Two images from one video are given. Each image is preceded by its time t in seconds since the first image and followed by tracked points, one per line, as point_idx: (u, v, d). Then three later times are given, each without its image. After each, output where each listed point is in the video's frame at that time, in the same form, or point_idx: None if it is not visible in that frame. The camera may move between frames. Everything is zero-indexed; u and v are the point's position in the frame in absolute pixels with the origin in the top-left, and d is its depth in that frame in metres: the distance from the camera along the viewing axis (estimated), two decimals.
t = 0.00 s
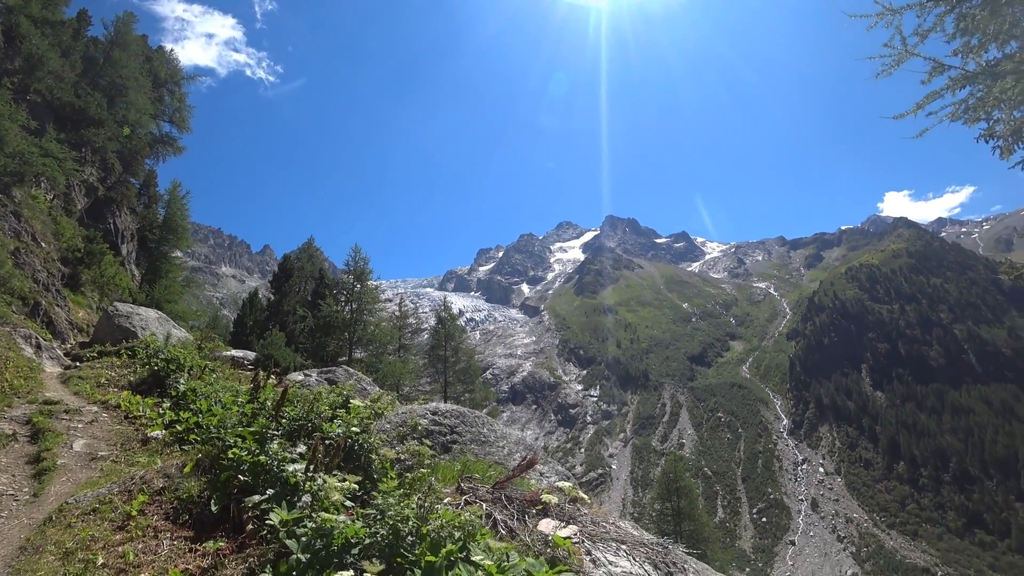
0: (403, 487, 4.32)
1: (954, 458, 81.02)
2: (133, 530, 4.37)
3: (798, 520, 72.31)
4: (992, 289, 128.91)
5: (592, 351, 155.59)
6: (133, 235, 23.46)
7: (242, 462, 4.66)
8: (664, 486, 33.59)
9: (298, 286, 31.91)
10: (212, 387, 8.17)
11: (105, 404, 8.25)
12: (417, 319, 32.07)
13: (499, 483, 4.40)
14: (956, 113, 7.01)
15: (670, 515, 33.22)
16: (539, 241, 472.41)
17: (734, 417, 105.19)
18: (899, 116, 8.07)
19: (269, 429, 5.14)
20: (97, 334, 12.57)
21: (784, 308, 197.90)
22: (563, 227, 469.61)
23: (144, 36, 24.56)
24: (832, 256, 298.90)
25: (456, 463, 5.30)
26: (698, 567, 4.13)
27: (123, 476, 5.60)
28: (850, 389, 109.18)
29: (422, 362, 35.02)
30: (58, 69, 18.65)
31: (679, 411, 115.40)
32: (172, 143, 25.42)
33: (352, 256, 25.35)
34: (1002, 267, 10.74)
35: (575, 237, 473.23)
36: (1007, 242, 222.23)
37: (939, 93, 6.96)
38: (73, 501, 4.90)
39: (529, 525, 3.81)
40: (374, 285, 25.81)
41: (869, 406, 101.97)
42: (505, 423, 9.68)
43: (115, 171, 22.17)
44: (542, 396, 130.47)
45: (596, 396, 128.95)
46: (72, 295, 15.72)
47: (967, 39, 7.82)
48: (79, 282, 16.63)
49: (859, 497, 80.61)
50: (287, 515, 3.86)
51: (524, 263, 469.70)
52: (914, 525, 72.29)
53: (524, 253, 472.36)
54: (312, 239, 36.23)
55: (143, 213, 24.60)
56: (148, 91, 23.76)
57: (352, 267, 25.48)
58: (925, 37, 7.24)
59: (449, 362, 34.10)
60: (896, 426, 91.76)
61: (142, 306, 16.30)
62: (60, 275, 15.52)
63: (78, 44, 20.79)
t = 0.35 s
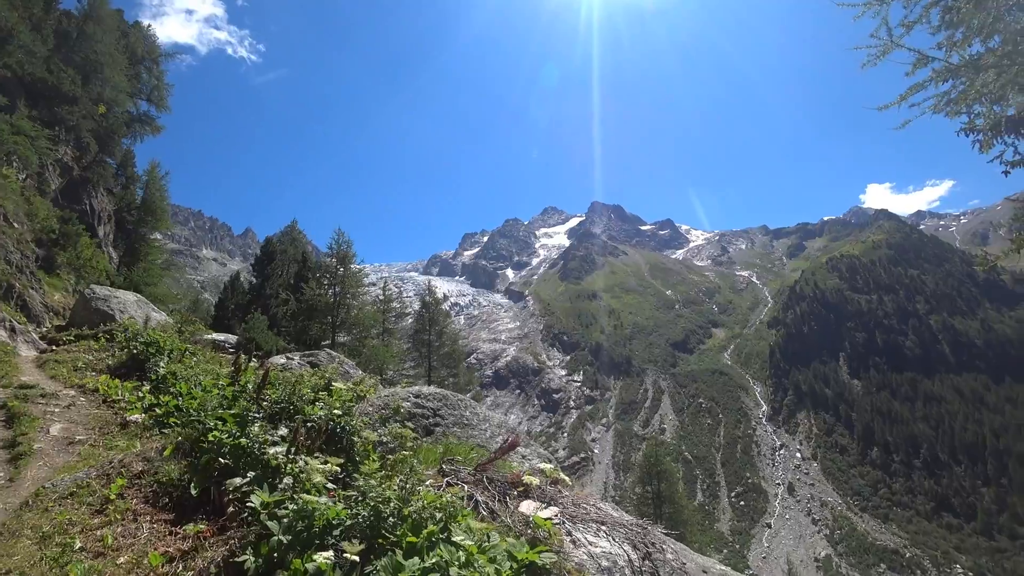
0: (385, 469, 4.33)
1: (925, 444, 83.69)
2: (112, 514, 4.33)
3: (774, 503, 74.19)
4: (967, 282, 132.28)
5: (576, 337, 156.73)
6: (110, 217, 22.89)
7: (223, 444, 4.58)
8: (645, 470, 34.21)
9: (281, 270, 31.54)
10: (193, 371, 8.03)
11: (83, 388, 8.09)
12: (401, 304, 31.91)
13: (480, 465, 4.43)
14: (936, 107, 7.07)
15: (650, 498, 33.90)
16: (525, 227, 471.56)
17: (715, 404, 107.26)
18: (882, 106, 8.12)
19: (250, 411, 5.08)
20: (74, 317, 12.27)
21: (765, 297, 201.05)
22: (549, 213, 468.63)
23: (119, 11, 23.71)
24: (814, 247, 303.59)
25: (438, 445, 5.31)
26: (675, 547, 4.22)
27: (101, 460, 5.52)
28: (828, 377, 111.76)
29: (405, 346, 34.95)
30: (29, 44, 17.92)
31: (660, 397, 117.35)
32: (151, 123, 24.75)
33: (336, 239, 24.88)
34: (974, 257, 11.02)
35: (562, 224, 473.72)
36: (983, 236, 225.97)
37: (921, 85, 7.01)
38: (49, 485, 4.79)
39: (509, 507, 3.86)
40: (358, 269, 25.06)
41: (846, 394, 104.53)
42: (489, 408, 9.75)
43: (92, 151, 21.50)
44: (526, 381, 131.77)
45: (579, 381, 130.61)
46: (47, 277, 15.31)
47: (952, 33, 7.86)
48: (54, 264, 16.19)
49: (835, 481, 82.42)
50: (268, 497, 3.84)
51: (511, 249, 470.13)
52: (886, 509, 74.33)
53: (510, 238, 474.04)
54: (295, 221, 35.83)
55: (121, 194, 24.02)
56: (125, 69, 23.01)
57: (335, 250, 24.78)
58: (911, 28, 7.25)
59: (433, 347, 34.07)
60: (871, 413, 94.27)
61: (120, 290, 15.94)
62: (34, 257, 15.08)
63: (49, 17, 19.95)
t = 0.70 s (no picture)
0: (362, 451, 4.31)
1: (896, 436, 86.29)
2: (84, 496, 4.23)
3: (750, 491, 75.91)
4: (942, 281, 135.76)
5: (559, 325, 157.81)
6: (85, 194, 22.25)
7: (198, 427, 4.47)
8: (625, 457, 34.74)
9: (263, 252, 31.07)
10: (169, 353, 7.86)
11: (56, 369, 7.89)
12: (384, 288, 31.70)
13: (458, 449, 4.41)
14: (919, 104, 7.16)
15: (629, 485, 34.40)
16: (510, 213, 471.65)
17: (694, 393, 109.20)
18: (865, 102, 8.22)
19: (227, 393, 5.00)
20: (46, 298, 11.92)
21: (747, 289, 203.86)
22: (534, 200, 467.66)
23: None
24: (795, 241, 308.33)
25: (417, 429, 5.29)
26: (647, 530, 4.28)
27: (73, 443, 5.39)
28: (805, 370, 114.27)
29: (388, 331, 34.75)
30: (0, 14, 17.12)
31: (641, 386, 118.93)
32: (129, 99, 23.97)
33: (318, 222, 24.63)
34: (949, 253, 11.32)
35: (549, 213, 473.49)
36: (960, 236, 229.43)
37: (905, 83, 7.08)
38: (20, 466, 4.66)
39: (485, 490, 3.87)
40: (340, 251, 25.10)
41: (822, 386, 107.06)
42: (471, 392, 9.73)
43: (67, 126, 20.83)
44: (508, 367, 132.49)
45: (561, 368, 131.80)
46: (19, 256, 14.84)
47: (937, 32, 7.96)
48: (26, 243, 15.70)
49: (809, 470, 83.60)
50: (244, 479, 3.78)
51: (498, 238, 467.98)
52: (856, 498, 76.02)
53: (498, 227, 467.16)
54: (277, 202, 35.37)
55: (97, 170, 23.32)
56: (101, 41, 22.18)
57: (318, 233, 24.65)
58: (896, 26, 7.31)
59: (416, 332, 33.96)
60: (846, 405, 96.74)
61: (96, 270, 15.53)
62: (5, 235, 14.59)
63: None
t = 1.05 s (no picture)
0: (333, 436, 4.28)
1: (863, 428, 89.18)
2: (47, 480, 4.09)
3: (722, 479, 77.86)
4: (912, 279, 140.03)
5: (539, 313, 159.11)
6: (53, 171, 21.50)
7: (168, 410, 4.34)
8: (601, 444, 35.38)
9: (239, 234, 30.50)
10: (139, 335, 7.66)
11: (20, 351, 7.61)
12: (362, 273, 31.55)
13: (431, 434, 4.41)
14: (894, 105, 7.29)
15: (603, 472, 34.96)
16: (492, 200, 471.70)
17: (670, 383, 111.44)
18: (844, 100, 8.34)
19: (197, 376, 4.87)
20: (9, 278, 11.45)
21: (724, 283, 207.25)
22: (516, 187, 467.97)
23: None
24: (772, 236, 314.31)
25: (390, 414, 5.27)
26: (616, 516, 4.35)
27: (36, 426, 5.20)
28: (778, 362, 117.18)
29: (366, 316, 34.45)
30: None
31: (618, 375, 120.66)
32: (100, 72, 23.03)
33: (297, 205, 24.34)
34: (916, 250, 11.74)
35: (533, 203, 473.41)
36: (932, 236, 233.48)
37: (882, 82, 7.20)
38: None
39: (456, 476, 3.88)
40: (319, 236, 24.95)
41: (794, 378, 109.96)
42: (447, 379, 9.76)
43: (34, 99, 19.75)
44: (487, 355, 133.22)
45: (540, 356, 133.15)
46: None
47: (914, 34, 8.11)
48: None
49: (779, 460, 85.81)
50: (213, 463, 3.70)
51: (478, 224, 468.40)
52: (824, 487, 78.48)
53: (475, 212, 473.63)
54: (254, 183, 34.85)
55: (66, 146, 22.54)
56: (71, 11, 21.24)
57: (296, 216, 24.50)
58: (876, 26, 7.41)
59: (394, 317, 33.78)
60: (816, 397, 99.55)
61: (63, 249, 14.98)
62: None
63: None
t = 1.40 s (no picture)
0: (307, 422, 4.24)
1: (832, 419, 91.95)
2: (8, 468, 3.92)
3: (695, 468, 79.69)
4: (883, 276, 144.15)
5: (517, 302, 159.95)
6: (17, 149, 20.63)
7: (138, 396, 4.21)
8: (576, 432, 35.84)
9: (214, 218, 29.87)
10: (107, 320, 7.43)
11: None
12: (340, 259, 31.31)
13: (405, 421, 4.41)
14: (868, 104, 7.42)
15: (579, 460, 35.32)
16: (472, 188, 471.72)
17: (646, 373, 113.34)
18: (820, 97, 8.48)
19: (168, 361, 4.77)
20: None
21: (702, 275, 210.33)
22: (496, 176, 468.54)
23: None
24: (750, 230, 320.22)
25: (365, 401, 5.26)
26: (588, 502, 4.44)
27: None
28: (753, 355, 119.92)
29: (342, 304, 34.05)
30: None
31: (595, 365, 122.19)
32: (67, 47, 21.98)
33: (273, 188, 23.66)
34: (885, 246, 12.08)
35: (515, 193, 472.78)
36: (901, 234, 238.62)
37: (856, 81, 7.33)
38: None
39: (429, 463, 3.89)
40: (296, 221, 24.36)
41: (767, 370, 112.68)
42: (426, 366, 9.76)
43: None
44: (465, 343, 133.77)
45: (517, 346, 134.27)
46: None
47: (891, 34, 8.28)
48: None
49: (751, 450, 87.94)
50: (183, 450, 3.61)
51: (458, 213, 466.67)
52: (793, 476, 80.83)
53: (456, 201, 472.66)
54: (229, 166, 34.16)
55: (31, 124, 21.67)
56: None
57: (272, 200, 23.72)
58: (853, 25, 7.52)
59: (372, 305, 33.47)
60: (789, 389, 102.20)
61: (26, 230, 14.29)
62: None
63: None
